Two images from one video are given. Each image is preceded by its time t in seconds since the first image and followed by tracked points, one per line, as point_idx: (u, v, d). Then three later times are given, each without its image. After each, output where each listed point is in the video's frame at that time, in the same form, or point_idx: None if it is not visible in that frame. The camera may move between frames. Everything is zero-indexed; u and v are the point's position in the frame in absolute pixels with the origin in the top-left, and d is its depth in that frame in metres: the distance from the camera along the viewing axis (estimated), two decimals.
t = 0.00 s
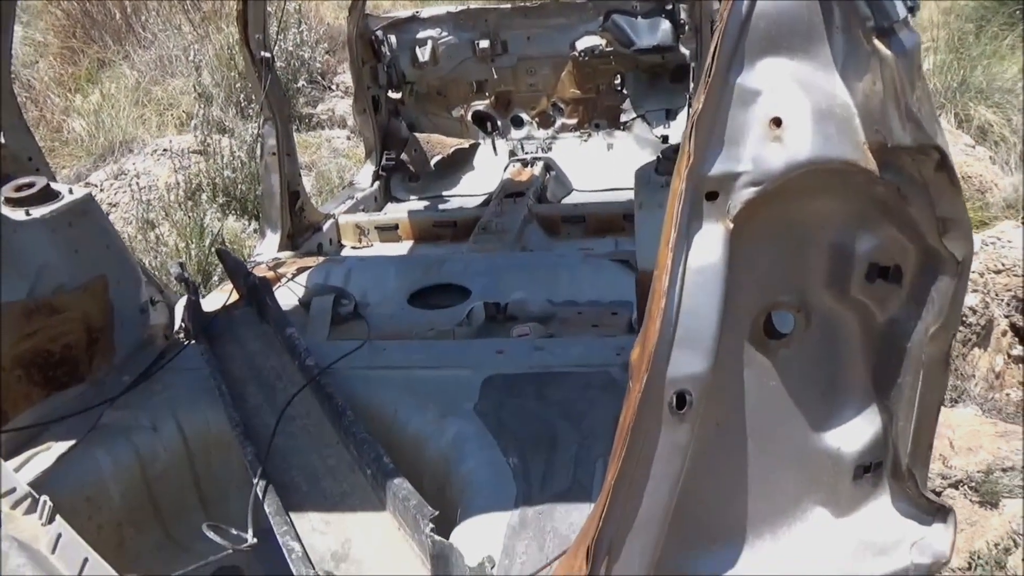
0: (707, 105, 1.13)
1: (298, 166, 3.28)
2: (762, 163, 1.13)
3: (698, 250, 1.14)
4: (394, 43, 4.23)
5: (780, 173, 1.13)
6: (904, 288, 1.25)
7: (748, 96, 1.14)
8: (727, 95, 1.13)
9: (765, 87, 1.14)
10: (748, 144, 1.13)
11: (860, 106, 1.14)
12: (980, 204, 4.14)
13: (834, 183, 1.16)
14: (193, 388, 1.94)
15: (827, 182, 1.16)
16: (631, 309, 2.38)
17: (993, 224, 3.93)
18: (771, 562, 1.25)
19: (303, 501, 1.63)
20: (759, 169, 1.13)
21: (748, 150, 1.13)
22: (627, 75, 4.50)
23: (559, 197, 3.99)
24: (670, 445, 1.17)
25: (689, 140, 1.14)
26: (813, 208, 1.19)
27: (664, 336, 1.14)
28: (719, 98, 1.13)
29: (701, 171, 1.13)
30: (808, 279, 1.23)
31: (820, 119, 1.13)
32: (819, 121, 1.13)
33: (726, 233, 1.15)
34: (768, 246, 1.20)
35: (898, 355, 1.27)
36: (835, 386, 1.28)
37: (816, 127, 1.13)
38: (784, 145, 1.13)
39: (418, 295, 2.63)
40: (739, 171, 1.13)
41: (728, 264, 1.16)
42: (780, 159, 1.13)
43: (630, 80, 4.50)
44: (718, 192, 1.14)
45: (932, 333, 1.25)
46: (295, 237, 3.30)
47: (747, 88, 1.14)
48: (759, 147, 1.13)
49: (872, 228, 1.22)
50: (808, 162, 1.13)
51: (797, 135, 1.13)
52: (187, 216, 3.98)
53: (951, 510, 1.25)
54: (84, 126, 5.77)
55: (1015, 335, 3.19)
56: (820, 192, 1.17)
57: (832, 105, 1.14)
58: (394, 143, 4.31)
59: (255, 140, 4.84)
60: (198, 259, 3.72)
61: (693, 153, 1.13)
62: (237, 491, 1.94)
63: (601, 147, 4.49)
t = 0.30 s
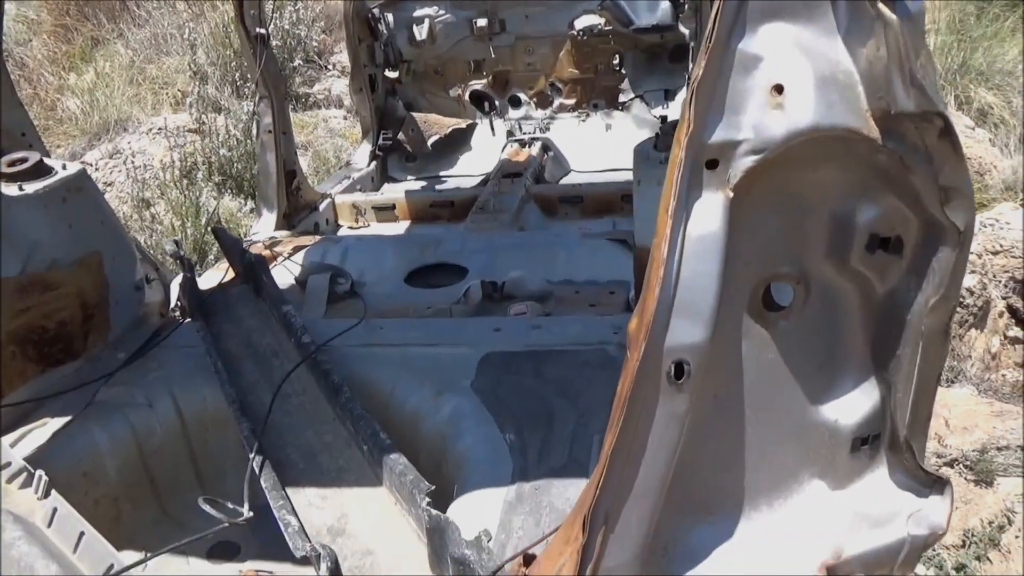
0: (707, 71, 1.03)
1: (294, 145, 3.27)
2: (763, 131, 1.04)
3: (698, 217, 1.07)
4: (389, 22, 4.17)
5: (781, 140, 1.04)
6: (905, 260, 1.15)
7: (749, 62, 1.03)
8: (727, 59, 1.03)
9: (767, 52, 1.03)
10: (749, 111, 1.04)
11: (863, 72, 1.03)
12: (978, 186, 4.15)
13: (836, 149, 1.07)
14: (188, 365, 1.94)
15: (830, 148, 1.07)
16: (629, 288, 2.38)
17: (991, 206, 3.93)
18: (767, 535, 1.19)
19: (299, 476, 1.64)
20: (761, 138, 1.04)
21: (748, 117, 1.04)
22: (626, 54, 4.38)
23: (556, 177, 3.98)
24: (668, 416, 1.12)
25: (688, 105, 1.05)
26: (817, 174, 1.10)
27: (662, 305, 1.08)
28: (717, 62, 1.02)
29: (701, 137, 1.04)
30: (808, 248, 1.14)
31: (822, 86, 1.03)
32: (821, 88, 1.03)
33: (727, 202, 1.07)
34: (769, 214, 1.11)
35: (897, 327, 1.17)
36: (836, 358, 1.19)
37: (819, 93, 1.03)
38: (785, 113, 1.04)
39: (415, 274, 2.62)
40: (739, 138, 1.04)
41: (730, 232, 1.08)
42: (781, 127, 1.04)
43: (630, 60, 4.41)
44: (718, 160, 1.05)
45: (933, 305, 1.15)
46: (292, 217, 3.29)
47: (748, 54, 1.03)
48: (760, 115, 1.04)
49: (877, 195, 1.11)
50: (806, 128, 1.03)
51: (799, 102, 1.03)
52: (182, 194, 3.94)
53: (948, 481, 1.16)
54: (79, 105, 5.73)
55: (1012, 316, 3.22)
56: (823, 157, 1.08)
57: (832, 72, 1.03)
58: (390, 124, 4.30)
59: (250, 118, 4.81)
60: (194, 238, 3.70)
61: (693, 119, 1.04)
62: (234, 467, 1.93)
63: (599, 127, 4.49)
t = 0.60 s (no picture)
0: (708, 27, 0.97)
1: (289, 120, 3.24)
2: (766, 92, 0.98)
3: (698, 178, 1.02)
4: None
5: (785, 100, 0.99)
6: (907, 224, 1.10)
7: (752, 18, 0.97)
8: (729, 14, 0.97)
9: (770, 8, 0.97)
10: (750, 70, 0.99)
11: (870, 29, 0.97)
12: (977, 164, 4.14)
13: (841, 109, 1.02)
14: (185, 340, 1.93)
15: (836, 108, 1.01)
16: (627, 264, 2.37)
17: (990, 184, 3.94)
18: (766, 502, 1.15)
19: (296, 449, 1.64)
20: (764, 99, 0.99)
21: (750, 76, 0.99)
22: (626, 30, 4.36)
23: (554, 155, 3.97)
24: (666, 379, 1.07)
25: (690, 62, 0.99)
26: (818, 136, 1.05)
27: (661, 268, 1.03)
28: (719, 18, 0.97)
29: (702, 96, 0.99)
30: (809, 211, 1.09)
31: (828, 43, 0.97)
32: (826, 44, 0.97)
33: (728, 164, 1.02)
34: (770, 175, 1.06)
35: (899, 291, 1.12)
36: (837, 325, 1.15)
37: (823, 52, 0.97)
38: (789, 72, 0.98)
39: (412, 250, 2.60)
40: (742, 98, 0.99)
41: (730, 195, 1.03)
42: (785, 86, 0.98)
43: (629, 37, 4.39)
44: (720, 121, 1.00)
45: (936, 268, 1.10)
46: (288, 193, 3.27)
47: (750, 10, 0.97)
48: (762, 74, 0.98)
49: (879, 156, 1.07)
50: (808, 88, 0.98)
51: (803, 60, 0.98)
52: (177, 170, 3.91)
53: (948, 447, 1.14)
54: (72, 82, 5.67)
55: (1011, 293, 3.23)
56: (826, 116, 1.03)
57: (838, 30, 0.97)
58: (387, 101, 4.26)
59: (245, 94, 4.77)
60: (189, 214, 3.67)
61: (694, 77, 0.98)
62: (231, 442, 1.94)
63: (598, 104, 4.42)
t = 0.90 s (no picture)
0: None
1: (283, 90, 3.20)
2: (767, 42, 0.97)
3: (698, 132, 1.00)
4: None
5: (787, 52, 0.97)
6: (910, 182, 1.09)
7: None
8: None
9: None
10: (752, 21, 0.97)
11: None
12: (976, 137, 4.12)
13: (843, 62, 1.00)
14: (178, 309, 1.91)
15: (838, 61, 1.00)
16: (624, 234, 2.35)
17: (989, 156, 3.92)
18: (761, 463, 1.14)
19: (291, 416, 1.64)
20: (765, 50, 0.97)
21: (751, 27, 0.97)
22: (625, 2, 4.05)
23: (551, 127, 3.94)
24: (662, 336, 1.05)
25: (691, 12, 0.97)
26: (820, 92, 1.03)
27: (659, 223, 1.01)
28: None
29: (702, 46, 0.97)
30: (808, 168, 1.08)
31: None
32: None
33: (729, 118, 1.00)
34: (771, 131, 1.04)
35: (899, 250, 1.11)
36: (835, 285, 1.14)
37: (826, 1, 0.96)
38: (791, 23, 0.96)
39: (408, 220, 2.58)
40: (743, 50, 0.97)
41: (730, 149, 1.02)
42: (786, 37, 0.96)
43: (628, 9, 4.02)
44: (721, 75, 0.99)
45: (937, 227, 1.09)
46: (283, 163, 3.24)
47: None
48: (764, 25, 0.97)
49: (882, 113, 1.05)
50: (812, 41, 0.96)
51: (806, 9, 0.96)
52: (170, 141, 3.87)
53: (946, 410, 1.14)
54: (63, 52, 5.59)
55: (1009, 267, 3.27)
56: (829, 72, 1.01)
57: None
58: (381, 72, 4.21)
59: (238, 64, 4.72)
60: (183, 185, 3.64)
61: (696, 26, 0.96)
62: (227, 411, 1.93)
63: (596, 77, 4.38)
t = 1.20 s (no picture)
0: None
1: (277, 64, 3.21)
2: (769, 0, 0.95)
3: (698, 93, 0.99)
4: None
5: (789, 10, 0.95)
6: (912, 144, 1.09)
7: None
8: None
9: None
10: None
11: None
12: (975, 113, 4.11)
13: (846, 22, 0.99)
14: (172, 282, 1.90)
15: (841, 21, 0.99)
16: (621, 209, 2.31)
17: (988, 133, 3.91)
18: (758, 429, 1.14)
19: (287, 388, 1.63)
20: (767, 8, 0.95)
21: None
22: None
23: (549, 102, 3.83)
24: (659, 300, 1.04)
25: None
26: (821, 55, 1.02)
27: (657, 185, 1.00)
28: None
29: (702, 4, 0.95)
30: (809, 132, 1.07)
31: None
32: None
33: (729, 78, 0.99)
34: (771, 95, 1.03)
35: (901, 213, 1.12)
36: (835, 251, 1.14)
37: None
38: None
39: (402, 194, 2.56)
40: (744, 8, 0.96)
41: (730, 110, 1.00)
42: None
43: None
44: (722, 34, 0.97)
45: (939, 191, 1.09)
46: (276, 137, 3.25)
47: None
48: None
49: (884, 77, 1.04)
50: (813, 0, 0.95)
51: None
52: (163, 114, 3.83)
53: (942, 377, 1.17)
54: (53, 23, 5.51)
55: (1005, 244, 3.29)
56: (831, 33, 1.00)
57: None
58: (378, 45, 4.18)
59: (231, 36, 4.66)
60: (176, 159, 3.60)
61: None
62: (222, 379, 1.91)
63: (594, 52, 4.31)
